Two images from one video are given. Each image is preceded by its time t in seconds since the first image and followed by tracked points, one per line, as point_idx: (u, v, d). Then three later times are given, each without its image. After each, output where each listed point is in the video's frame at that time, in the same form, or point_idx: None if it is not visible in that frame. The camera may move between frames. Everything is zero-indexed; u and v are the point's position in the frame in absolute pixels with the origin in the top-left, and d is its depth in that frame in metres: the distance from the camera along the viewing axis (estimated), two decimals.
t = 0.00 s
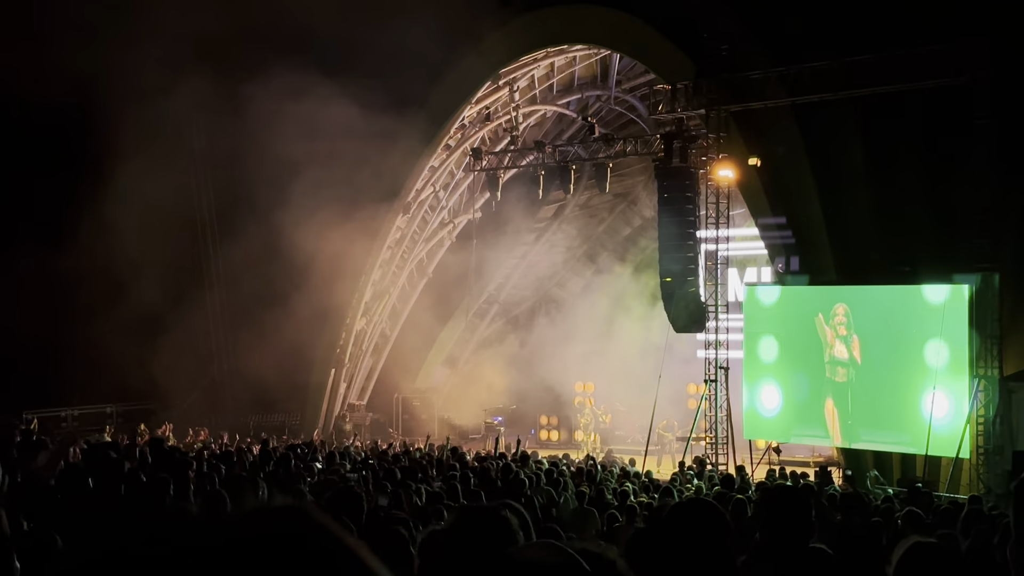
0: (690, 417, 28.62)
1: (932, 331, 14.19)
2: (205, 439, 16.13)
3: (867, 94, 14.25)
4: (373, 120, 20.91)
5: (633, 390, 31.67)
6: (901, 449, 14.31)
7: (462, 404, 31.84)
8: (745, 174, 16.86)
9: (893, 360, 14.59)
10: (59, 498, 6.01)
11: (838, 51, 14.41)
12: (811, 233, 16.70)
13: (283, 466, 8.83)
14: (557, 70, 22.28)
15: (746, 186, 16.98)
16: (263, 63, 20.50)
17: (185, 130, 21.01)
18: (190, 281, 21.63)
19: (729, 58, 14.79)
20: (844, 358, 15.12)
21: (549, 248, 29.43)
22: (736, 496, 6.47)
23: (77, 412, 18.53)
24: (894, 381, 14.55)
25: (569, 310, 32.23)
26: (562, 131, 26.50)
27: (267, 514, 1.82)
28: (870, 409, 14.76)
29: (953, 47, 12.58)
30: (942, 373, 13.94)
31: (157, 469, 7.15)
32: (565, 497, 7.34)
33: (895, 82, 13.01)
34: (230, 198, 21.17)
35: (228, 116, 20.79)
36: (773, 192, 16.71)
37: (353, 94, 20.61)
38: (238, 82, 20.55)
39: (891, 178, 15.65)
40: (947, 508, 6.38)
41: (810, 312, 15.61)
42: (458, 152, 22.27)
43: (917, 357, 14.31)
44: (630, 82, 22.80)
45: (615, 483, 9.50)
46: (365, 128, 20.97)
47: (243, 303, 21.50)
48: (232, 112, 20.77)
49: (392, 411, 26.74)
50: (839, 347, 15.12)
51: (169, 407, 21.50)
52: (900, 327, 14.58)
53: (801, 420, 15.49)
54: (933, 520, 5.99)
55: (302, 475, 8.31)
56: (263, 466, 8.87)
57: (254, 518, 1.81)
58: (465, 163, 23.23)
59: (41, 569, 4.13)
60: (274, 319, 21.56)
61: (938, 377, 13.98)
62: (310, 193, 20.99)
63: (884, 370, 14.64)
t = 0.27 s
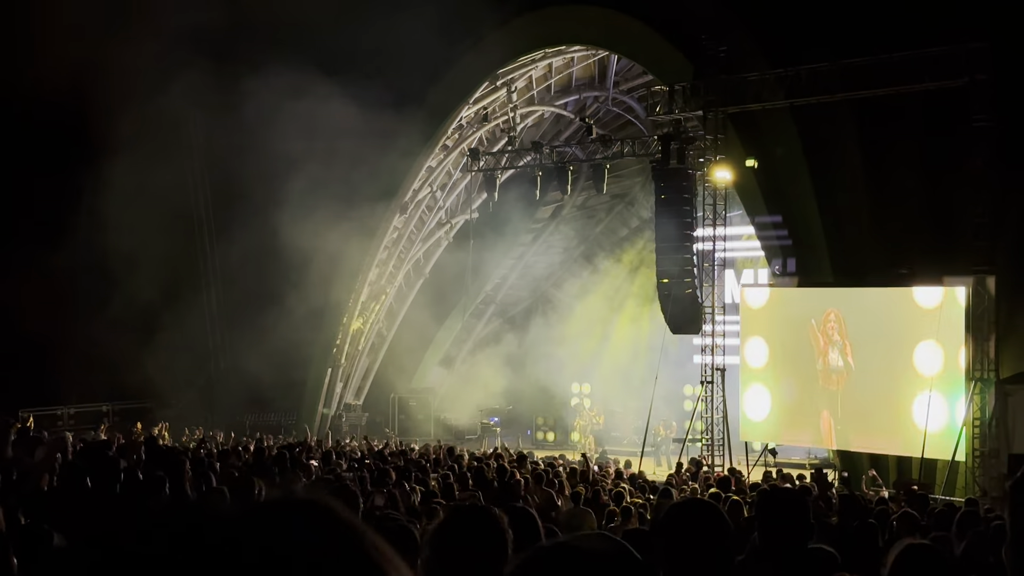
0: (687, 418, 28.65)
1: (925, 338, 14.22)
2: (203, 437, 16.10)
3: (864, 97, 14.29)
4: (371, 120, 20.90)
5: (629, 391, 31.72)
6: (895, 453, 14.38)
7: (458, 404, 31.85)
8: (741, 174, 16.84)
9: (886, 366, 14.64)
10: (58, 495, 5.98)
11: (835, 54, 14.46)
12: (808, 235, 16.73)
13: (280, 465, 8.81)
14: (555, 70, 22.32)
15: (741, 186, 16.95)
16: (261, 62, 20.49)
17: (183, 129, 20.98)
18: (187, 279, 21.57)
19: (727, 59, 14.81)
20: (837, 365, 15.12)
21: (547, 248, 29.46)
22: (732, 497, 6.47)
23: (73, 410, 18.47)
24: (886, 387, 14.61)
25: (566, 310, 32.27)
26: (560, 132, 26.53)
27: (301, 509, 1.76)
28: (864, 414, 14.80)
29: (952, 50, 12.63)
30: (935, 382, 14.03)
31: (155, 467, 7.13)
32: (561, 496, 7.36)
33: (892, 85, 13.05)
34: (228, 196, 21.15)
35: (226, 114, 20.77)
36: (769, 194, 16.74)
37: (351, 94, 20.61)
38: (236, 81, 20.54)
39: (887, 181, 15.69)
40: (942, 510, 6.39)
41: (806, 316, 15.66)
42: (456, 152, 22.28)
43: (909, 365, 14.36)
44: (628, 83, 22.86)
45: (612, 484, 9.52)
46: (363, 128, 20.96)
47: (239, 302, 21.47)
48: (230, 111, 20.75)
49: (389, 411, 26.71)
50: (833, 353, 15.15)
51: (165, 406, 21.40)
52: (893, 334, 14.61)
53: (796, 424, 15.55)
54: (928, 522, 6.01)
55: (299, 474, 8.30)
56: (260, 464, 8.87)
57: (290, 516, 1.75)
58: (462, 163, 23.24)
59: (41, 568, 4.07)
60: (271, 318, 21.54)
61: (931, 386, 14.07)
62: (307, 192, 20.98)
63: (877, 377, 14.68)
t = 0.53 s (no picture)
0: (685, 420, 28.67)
1: (924, 344, 14.27)
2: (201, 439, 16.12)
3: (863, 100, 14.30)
4: (370, 121, 20.89)
5: (626, 393, 31.76)
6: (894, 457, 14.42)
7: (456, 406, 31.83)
8: (738, 176, 16.52)
9: (882, 372, 14.67)
10: (53, 498, 5.92)
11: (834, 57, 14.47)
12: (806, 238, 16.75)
13: (277, 468, 8.76)
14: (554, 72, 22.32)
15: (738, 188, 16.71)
16: (259, 63, 20.45)
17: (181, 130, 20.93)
18: (185, 282, 21.45)
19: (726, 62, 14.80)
20: (834, 370, 15.07)
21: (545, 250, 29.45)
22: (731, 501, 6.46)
23: (70, 411, 18.40)
24: (883, 393, 14.63)
25: (564, 313, 32.26)
26: (558, 134, 26.55)
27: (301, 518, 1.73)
28: (862, 418, 14.79)
29: (950, 54, 12.63)
30: (933, 389, 14.10)
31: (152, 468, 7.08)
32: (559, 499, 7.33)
33: (892, 88, 13.05)
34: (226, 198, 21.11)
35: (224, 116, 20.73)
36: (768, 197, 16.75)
37: (350, 95, 20.59)
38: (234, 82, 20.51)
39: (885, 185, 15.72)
40: (940, 514, 6.40)
41: (802, 320, 15.57)
42: (454, 154, 22.27)
43: (907, 371, 14.42)
44: (626, 86, 22.92)
45: (609, 486, 9.51)
46: (361, 129, 20.93)
47: (237, 303, 21.41)
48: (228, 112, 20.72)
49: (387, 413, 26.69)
50: (830, 359, 15.07)
51: (162, 407, 21.20)
52: (890, 338, 14.64)
53: (792, 427, 15.48)
54: (925, 525, 6.02)
55: (296, 476, 8.26)
56: (257, 466, 8.82)
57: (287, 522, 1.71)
58: (461, 165, 23.23)
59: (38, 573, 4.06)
60: (268, 319, 21.48)
61: (929, 392, 14.14)
62: (305, 193, 20.95)
63: (874, 382, 14.69)
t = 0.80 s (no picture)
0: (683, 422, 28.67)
1: (924, 348, 14.25)
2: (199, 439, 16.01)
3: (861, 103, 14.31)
4: (369, 123, 20.89)
5: (624, 396, 31.74)
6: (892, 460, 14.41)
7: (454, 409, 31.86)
8: (737, 180, 16.32)
9: (882, 376, 14.68)
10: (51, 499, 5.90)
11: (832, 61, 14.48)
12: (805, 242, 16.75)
13: (275, 469, 8.76)
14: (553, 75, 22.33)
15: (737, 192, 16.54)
16: (258, 65, 20.44)
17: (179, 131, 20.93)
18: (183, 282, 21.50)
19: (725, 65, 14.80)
20: (832, 373, 15.06)
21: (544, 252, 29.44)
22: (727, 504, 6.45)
23: (68, 412, 18.39)
24: (883, 396, 14.64)
25: (563, 315, 32.26)
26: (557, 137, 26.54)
27: (299, 494, 1.13)
28: (861, 422, 14.79)
29: (949, 58, 12.63)
30: (932, 394, 14.06)
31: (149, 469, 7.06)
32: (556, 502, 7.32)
33: (890, 92, 13.06)
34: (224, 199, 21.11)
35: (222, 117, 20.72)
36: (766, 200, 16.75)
37: (349, 97, 20.59)
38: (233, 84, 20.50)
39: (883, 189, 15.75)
40: (937, 517, 6.39)
41: (802, 323, 15.58)
42: (454, 156, 22.28)
43: (907, 375, 14.41)
44: (626, 89, 22.95)
45: (608, 488, 9.52)
46: (360, 130, 20.91)
47: (235, 305, 21.39)
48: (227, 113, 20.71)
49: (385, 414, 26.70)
50: (829, 362, 15.05)
51: (160, 408, 21.49)
52: (891, 342, 14.65)
53: (791, 430, 15.48)
54: (923, 529, 6.01)
55: (294, 478, 8.25)
56: (255, 468, 8.81)
57: (281, 501, 1.12)
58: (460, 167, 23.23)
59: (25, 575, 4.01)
60: (266, 320, 21.44)
61: (928, 397, 14.10)
62: (304, 195, 20.92)
63: (873, 385, 14.70)
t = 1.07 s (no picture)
0: (683, 426, 28.63)
1: (925, 353, 14.22)
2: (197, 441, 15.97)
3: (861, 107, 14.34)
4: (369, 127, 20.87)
5: (625, 399, 31.68)
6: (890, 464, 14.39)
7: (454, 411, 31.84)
8: (737, 183, 16.20)
9: (883, 382, 14.65)
10: (48, 504, 5.90)
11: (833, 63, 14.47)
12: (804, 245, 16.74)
13: (277, 473, 8.76)
14: (553, 78, 22.34)
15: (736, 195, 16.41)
16: (258, 67, 20.44)
17: (179, 134, 20.91)
18: (184, 285, 21.56)
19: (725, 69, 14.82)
20: (833, 379, 15.08)
21: (544, 255, 29.40)
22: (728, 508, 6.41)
23: (66, 415, 18.39)
24: (883, 401, 14.62)
25: (563, 318, 32.31)
26: (558, 140, 26.50)
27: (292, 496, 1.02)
28: (861, 426, 14.76)
29: (948, 63, 12.63)
30: (931, 399, 14.02)
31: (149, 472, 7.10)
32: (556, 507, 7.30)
33: (890, 96, 13.07)
34: (224, 202, 21.06)
35: (222, 120, 20.68)
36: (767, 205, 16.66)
37: (349, 99, 20.57)
38: (233, 87, 20.52)
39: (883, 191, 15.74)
40: (938, 523, 6.35)
41: (803, 327, 15.55)
42: (454, 159, 22.29)
43: (908, 380, 14.38)
44: (626, 92, 23.01)
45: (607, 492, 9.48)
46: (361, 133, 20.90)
47: (235, 308, 21.31)
48: (227, 116, 20.68)
49: (384, 418, 26.67)
50: (831, 366, 15.06)
51: (159, 411, 21.58)
52: (892, 347, 14.62)
53: (789, 434, 15.47)
54: (925, 535, 5.95)
55: (295, 481, 8.25)
56: (255, 471, 8.81)
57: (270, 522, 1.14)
58: (460, 170, 23.25)
59: None
60: (266, 323, 21.38)
61: (927, 402, 14.06)
62: (302, 198, 20.89)
63: (874, 389, 14.70)
